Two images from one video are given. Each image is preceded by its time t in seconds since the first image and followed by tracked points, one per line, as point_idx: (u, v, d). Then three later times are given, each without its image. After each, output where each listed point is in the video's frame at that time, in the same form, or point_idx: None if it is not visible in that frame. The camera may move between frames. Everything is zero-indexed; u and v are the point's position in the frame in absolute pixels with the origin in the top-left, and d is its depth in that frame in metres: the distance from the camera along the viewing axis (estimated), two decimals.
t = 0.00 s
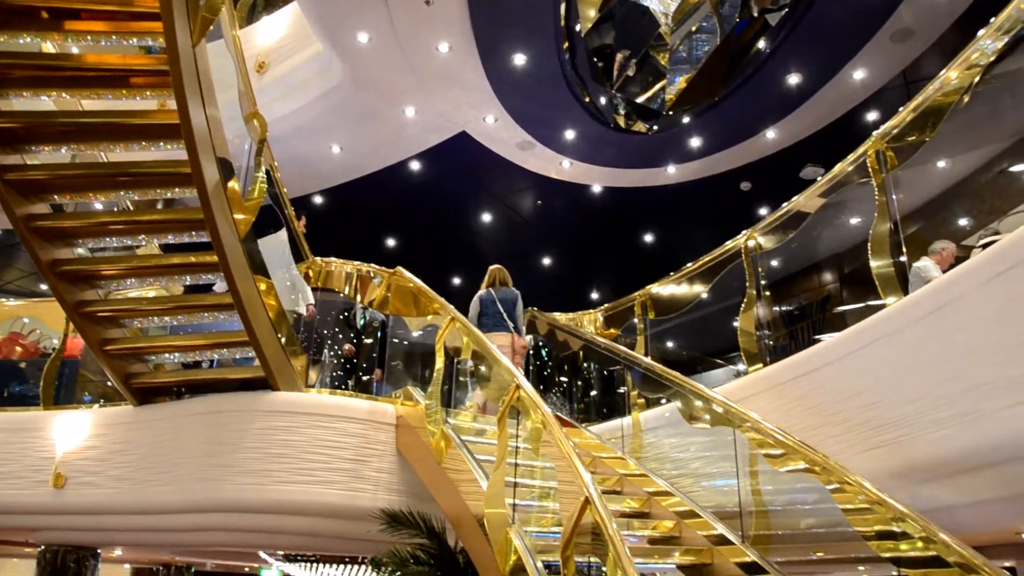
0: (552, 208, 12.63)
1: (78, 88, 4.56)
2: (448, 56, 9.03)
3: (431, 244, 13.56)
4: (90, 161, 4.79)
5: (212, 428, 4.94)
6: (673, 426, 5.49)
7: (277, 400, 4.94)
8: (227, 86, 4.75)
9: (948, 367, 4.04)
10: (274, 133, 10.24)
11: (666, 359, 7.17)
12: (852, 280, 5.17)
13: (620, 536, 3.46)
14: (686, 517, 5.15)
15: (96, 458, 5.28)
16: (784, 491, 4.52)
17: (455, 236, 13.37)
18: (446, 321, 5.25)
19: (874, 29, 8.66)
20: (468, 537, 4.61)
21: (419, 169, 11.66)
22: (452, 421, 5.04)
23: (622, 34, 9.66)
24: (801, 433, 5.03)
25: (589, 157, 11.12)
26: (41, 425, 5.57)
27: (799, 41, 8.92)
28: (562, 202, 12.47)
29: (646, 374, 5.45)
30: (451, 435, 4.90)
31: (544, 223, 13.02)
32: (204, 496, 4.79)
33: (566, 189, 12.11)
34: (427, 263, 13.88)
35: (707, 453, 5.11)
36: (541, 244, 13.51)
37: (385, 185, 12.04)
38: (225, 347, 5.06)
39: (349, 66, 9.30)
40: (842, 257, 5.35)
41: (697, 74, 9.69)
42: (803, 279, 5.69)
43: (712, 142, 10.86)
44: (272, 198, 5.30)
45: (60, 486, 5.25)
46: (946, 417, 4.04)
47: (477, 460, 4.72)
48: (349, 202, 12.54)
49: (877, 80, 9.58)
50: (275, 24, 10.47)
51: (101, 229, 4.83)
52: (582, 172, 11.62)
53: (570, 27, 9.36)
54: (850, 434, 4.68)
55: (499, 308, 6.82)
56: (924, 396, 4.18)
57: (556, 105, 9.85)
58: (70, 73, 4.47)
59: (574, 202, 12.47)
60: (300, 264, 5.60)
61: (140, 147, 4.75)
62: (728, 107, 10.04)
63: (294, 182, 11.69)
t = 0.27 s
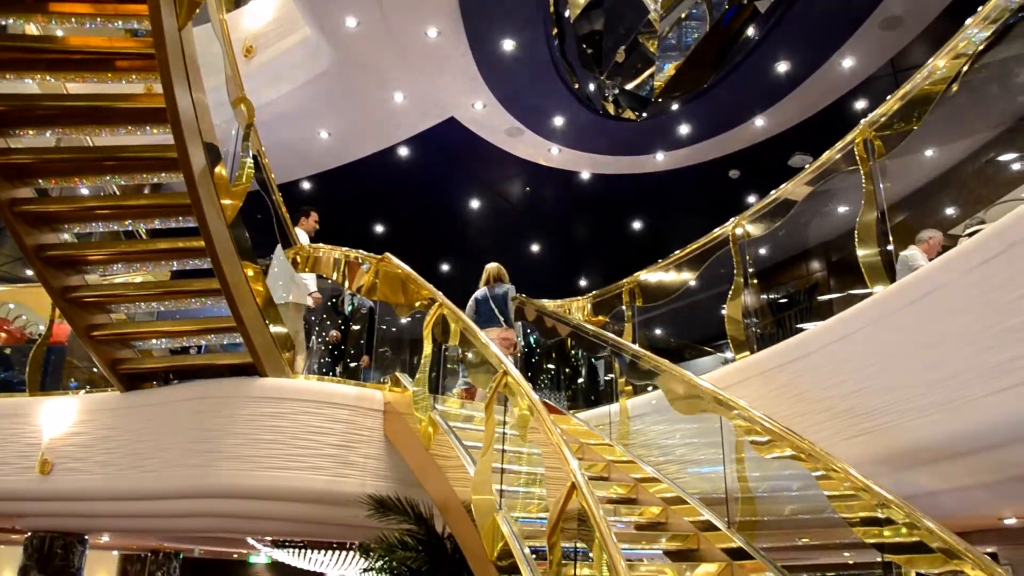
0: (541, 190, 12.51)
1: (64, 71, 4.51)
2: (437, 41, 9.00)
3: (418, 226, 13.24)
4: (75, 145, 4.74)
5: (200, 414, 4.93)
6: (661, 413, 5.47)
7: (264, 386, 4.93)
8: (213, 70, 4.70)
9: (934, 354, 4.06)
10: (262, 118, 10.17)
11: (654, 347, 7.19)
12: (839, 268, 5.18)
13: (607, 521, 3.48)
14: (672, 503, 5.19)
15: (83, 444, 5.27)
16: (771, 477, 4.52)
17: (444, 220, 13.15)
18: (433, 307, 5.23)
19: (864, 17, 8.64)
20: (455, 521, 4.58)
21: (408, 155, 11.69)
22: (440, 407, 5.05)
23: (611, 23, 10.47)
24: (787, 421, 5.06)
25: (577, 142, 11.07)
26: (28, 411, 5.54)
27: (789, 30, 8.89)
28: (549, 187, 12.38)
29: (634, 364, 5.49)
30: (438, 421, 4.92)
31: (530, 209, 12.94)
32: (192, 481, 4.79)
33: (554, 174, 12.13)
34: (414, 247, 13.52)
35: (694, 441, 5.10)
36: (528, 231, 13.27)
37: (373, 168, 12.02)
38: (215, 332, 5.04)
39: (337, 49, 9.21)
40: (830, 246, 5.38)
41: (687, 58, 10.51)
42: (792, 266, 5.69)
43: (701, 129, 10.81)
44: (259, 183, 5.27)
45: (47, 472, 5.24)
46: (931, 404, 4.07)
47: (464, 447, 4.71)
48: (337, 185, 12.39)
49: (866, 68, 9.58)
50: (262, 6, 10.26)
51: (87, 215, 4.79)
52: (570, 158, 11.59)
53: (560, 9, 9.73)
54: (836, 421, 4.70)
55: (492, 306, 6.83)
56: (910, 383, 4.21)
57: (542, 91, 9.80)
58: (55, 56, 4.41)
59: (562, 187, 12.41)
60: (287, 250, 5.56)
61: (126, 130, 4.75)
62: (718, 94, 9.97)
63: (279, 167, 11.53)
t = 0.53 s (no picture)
0: (536, 183, 12.55)
1: (55, 58, 4.47)
2: (431, 31, 8.98)
3: (414, 218, 13.17)
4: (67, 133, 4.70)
5: (192, 403, 4.93)
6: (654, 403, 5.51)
7: (257, 376, 4.92)
8: (207, 59, 4.68)
9: (926, 346, 4.07)
10: (255, 107, 10.12)
11: (646, 339, 7.19)
12: (831, 261, 5.20)
13: (598, 512, 3.49)
14: (664, 494, 5.24)
15: (75, 434, 5.26)
16: (763, 469, 4.53)
17: (437, 211, 13.12)
18: (427, 298, 5.24)
19: (859, 10, 8.64)
20: (449, 513, 4.58)
21: (401, 145, 11.65)
22: (432, 398, 5.05)
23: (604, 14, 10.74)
24: (780, 412, 5.07)
25: (571, 134, 11.05)
26: (19, 400, 5.53)
27: (784, 22, 8.88)
28: (544, 179, 12.45)
29: (620, 354, 5.45)
30: (431, 411, 4.88)
31: (524, 203, 13.00)
32: (184, 471, 4.79)
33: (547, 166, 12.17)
34: (408, 238, 13.43)
35: (686, 432, 5.10)
36: (522, 222, 13.29)
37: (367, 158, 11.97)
38: (211, 321, 5.04)
39: (330, 38, 9.16)
40: (822, 239, 5.38)
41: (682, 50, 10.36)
42: (787, 258, 5.71)
43: (696, 121, 10.79)
44: (252, 173, 5.25)
45: (38, 462, 5.22)
46: (922, 395, 4.09)
47: (457, 437, 4.70)
48: (329, 177, 12.28)
49: (860, 60, 9.56)
50: None
51: (79, 204, 4.76)
52: (564, 150, 11.57)
53: None
54: (827, 413, 4.72)
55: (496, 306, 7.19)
56: (901, 375, 4.22)
57: (536, 81, 9.77)
58: (48, 43, 4.38)
59: (556, 178, 12.49)
60: (280, 240, 5.55)
61: (117, 120, 4.69)
62: (712, 86, 9.97)
63: (272, 156, 11.48)
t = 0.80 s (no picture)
0: (528, 168, 12.55)
1: (43, 39, 4.43)
2: (422, 13, 8.97)
3: (408, 206, 13.34)
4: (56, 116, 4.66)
5: (183, 387, 4.92)
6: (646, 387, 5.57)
7: (248, 359, 4.92)
8: (196, 42, 4.63)
9: (916, 329, 4.09)
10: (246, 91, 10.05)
11: (638, 323, 7.19)
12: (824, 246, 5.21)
13: (590, 495, 3.50)
14: (655, 478, 5.21)
15: (66, 418, 5.25)
16: (753, 453, 4.67)
17: (433, 199, 13.26)
18: (417, 282, 5.21)
19: None
20: (439, 495, 4.58)
21: (393, 129, 11.56)
22: (423, 381, 5.05)
23: None
24: (770, 396, 5.09)
25: (564, 118, 11.03)
26: (10, 385, 5.51)
27: (777, 7, 8.85)
28: (535, 164, 12.41)
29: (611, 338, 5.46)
30: (422, 395, 4.90)
31: (517, 184, 12.93)
32: (175, 455, 4.79)
33: (540, 151, 12.10)
34: (402, 225, 13.49)
35: (678, 416, 5.22)
36: (515, 208, 13.33)
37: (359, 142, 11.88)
38: (193, 307, 5.03)
39: (322, 22, 9.10)
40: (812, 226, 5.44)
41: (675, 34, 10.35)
42: (778, 245, 5.77)
43: (688, 106, 10.83)
44: (242, 156, 5.22)
45: (29, 446, 5.22)
46: (912, 379, 4.11)
47: (449, 420, 4.71)
48: (321, 160, 12.28)
49: (853, 45, 9.55)
50: None
51: (69, 186, 4.73)
52: (556, 134, 11.54)
53: None
54: (817, 396, 4.74)
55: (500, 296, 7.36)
56: (892, 358, 4.24)
57: (529, 64, 9.73)
58: (35, 24, 4.33)
59: (548, 164, 12.39)
60: (273, 224, 5.51)
61: (106, 103, 4.66)
62: (704, 70, 9.99)
63: (263, 140, 11.41)
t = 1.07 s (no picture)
0: (517, 147, 12.49)
1: (24, 15, 4.37)
2: None
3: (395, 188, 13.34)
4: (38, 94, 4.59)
5: (169, 368, 4.91)
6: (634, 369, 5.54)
7: (235, 340, 4.91)
8: (181, 21, 4.58)
9: (900, 311, 4.11)
10: (231, 70, 9.95)
11: (624, 306, 7.20)
12: (810, 229, 5.22)
13: (575, 474, 3.52)
14: (640, 459, 5.24)
15: (50, 400, 5.23)
16: (737, 433, 4.65)
17: (420, 183, 13.29)
18: (403, 262, 5.20)
19: None
20: (425, 476, 4.58)
21: (380, 110, 11.56)
22: (410, 362, 5.04)
23: None
24: (755, 377, 5.12)
25: (551, 100, 11.04)
26: None
27: None
28: (523, 144, 12.37)
29: (599, 320, 5.45)
30: (409, 376, 4.88)
31: (505, 166, 12.89)
32: (161, 436, 4.78)
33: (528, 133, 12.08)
34: (390, 207, 13.42)
35: (664, 397, 5.22)
36: (503, 189, 13.29)
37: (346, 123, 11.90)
38: (173, 288, 5.00)
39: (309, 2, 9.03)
40: (801, 208, 5.42)
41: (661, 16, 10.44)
42: (767, 227, 5.72)
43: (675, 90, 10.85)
44: (228, 137, 5.18)
45: (14, 427, 5.22)
46: (895, 360, 4.14)
47: (435, 401, 4.71)
48: (308, 142, 12.32)
49: (841, 28, 9.54)
50: None
51: (52, 166, 4.66)
52: (543, 116, 11.50)
53: None
54: (802, 377, 4.77)
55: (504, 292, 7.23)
56: (876, 339, 4.26)
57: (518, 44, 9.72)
58: None
59: (536, 145, 12.43)
60: (257, 205, 5.52)
61: (89, 82, 4.60)
62: (690, 52, 10.03)
63: (249, 119, 11.32)
